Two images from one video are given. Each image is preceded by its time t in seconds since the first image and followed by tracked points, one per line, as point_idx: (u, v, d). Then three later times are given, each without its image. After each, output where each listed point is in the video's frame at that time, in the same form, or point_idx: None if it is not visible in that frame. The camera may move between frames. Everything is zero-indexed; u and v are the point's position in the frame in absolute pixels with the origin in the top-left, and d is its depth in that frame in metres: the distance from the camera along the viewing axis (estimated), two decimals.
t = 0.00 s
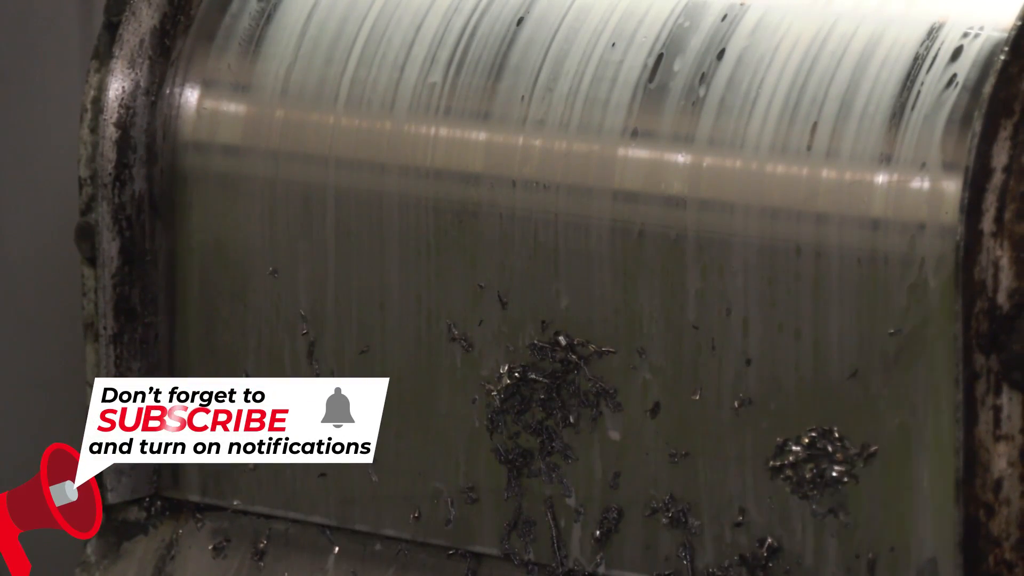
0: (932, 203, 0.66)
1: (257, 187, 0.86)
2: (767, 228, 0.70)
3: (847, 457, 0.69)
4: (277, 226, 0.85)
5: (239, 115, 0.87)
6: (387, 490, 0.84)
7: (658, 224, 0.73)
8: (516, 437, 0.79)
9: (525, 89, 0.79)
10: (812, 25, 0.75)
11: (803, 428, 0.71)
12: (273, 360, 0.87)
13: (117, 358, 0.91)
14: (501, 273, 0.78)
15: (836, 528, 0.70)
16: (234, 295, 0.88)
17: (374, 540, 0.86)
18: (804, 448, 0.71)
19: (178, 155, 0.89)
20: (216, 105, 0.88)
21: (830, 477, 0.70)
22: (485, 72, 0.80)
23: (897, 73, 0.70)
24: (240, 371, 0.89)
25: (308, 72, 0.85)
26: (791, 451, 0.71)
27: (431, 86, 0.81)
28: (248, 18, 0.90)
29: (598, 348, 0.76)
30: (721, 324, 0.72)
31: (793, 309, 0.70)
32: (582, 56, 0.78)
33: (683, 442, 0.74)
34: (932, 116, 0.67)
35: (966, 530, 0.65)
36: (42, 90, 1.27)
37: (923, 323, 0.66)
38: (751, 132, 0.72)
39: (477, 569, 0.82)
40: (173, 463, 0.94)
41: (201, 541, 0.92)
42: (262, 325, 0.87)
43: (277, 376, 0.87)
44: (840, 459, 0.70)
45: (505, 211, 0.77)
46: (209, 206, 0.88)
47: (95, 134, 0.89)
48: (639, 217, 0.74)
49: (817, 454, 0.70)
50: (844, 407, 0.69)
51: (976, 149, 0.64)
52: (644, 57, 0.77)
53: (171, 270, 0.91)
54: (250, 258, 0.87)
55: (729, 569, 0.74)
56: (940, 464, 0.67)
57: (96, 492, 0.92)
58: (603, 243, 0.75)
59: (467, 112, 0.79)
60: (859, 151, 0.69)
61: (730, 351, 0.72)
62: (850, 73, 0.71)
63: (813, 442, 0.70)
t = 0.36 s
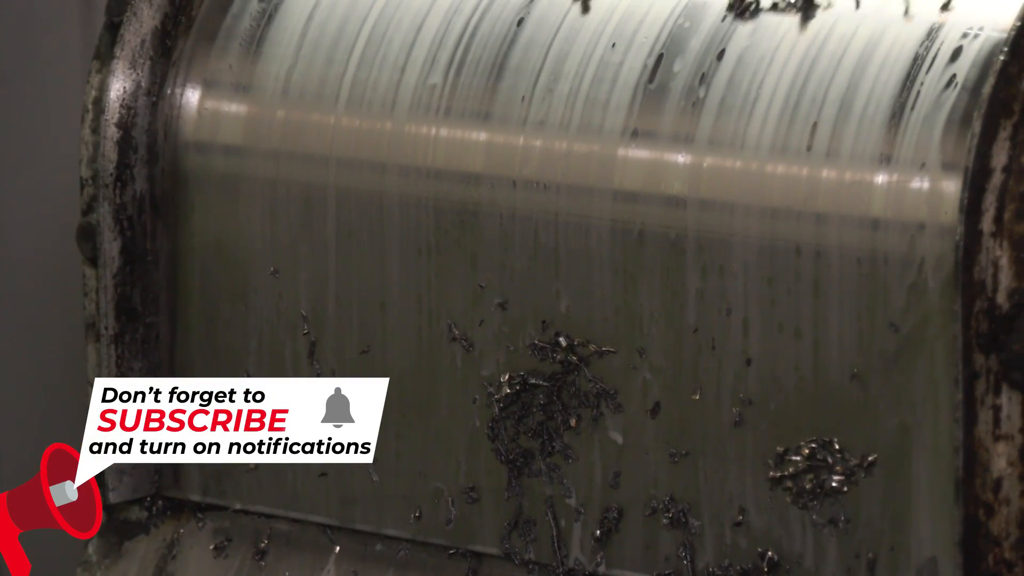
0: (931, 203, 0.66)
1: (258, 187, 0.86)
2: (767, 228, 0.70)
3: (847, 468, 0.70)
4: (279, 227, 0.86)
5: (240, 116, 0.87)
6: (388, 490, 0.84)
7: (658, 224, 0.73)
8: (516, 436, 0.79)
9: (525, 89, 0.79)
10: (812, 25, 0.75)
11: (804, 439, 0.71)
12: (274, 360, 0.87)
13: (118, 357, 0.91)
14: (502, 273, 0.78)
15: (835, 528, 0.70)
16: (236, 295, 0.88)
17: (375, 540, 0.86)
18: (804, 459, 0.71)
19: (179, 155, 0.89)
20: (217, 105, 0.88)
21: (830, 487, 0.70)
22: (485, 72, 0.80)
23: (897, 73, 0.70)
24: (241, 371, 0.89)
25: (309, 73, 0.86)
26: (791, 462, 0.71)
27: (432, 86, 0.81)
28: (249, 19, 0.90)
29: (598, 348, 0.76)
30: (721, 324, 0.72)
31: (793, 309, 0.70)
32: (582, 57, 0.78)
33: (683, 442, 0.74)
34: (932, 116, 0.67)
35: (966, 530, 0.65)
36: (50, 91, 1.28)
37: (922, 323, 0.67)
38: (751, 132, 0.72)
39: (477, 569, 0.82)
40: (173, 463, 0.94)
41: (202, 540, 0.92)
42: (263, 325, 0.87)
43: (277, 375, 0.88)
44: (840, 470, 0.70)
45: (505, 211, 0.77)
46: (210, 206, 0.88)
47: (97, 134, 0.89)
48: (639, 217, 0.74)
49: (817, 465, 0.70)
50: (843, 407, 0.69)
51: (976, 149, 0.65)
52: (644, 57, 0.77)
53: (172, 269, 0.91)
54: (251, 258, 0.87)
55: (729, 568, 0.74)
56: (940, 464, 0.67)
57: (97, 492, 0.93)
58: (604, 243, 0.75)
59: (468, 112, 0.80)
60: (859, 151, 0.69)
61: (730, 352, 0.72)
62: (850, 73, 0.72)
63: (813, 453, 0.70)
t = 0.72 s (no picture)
0: (930, 203, 0.66)
1: (258, 187, 0.86)
2: (766, 228, 0.71)
3: (846, 474, 0.70)
4: (279, 227, 0.86)
5: (240, 116, 0.87)
6: (388, 489, 0.84)
7: (657, 225, 0.73)
8: (516, 437, 0.80)
9: (524, 90, 0.79)
10: (810, 26, 0.75)
11: (803, 444, 0.71)
12: (275, 360, 0.88)
13: (118, 357, 0.91)
14: (502, 273, 0.78)
15: (835, 528, 0.70)
16: (236, 295, 0.89)
17: (375, 540, 0.86)
18: (804, 460, 0.71)
19: (179, 156, 0.89)
20: (217, 105, 0.88)
21: (830, 495, 0.70)
22: (485, 73, 0.80)
23: (895, 74, 0.70)
24: (242, 370, 0.89)
25: (309, 73, 0.86)
26: (791, 468, 0.71)
27: (432, 87, 0.82)
28: (249, 19, 0.90)
29: (598, 348, 0.76)
30: (720, 325, 0.73)
31: (793, 309, 0.70)
32: (581, 58, 0.79)
33: (683, 442, 0.74)
34: (931, 117, 0.68)
35: (966, 530, 0.65)
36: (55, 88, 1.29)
37: (922, 323, 0.67)
38: (750, 133, 0.72)
39: (477, 568, 0.82)
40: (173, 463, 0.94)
41: (203, 540, 0.92)
42: (263, 325, 0.88)
43: (277, 375, 0.88)
44: (839, 476, 0.70)
45: (505, 211, 0.78)
46: (210, 206, 0.89)
47: (97, 135, 0.89)
48: (639, 217, 0.74)
49: (816, 471, 0.71)
50: (843, 407, 0.69)
51: (975, 149, 0.64)
52: (644, 58, 0.77)
53: (172, 269, 0.92)
54: (251, 259, 0.87)
55: (728, 567, 0.74)
56: (939, 464, 0.67)
57: (96, 492, 0.94)
58: (603, 243, 0.75)
59: (467, 112, 0.80)
60: (858, 152, 0.69)
61: (730, 352, 0.72)
62: (848, 74, 0.72)
63: (813, 457, 0.71)
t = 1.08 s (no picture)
0: (929, 203, 0.66)
1: (259, 187, 0.86)
2: (766, 228, 0.71)
3: (845, 475, 0.70)
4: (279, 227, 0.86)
5: (240, 116, 0.87)
6: (388, 489, 0.84)
7: (657, 225, 0.74)
8: (516, 431, 0.80)
9: (525, 90, 0.79)
10: (809, 27, 0.75)
11: (803, 445, 0.71)
12: (275, 360, 0.88)
13: (119, 357, 0.92)
14: (501, 273, 0.78)
15: (833, 527, 0.71)
16: (237, 295, 0.89)
17: (376, 539, 0.86)
18: (804, 461, 0.71)
19: (179, 156, 0.90)
20: (218, 106, 0.88)
21: (830, 495, 0.71)
22: (485, 74, 0.81)
23: (895, 74, 0.71)
24: (243, 370, 0.89)
25: (310, 74, 0.86)
26: (791, 469, 0.71)
27: (432, 87, 0.82)
28: (250, 20, 0.90)
29: (598, 348, 0.77)
30: (720, 325, 0.73)
31: (792, 309, 0.71)
32: (581, 58, 0.79)
33: (683, 441, 0.74)
34: (930, 117, 0.68)
35: (964, 530, 0.65)
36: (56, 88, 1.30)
37: (920, 323, 0.67)
38: (750, 133, 0.72)
39: (477, 568, 0.82)
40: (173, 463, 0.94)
41: (203, 539, 0.92)
42: (263, 325, 0.88)
43: (278, 375, 0.88)
44: (839, 477, 0.70)
45: (505, 212, 0.78)
46: (211, 206, 0.89)
47: (98, 135, 0.89)
48: (638, 218, 0.74)
49: (816, 472, 0.71)
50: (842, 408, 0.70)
51: (974, 149, 0.64)
52: (643, 58, 0.77)
53: (172, 269, 0.92)
54: (251, 259, 0.88)
55: (728, 567, 0.74)
56: (938, 463, 0.67)
57: (96, 492, 0.93)
58: (603, 243, 0.75)
59: (468, 113, 0.80)
60: (858, 152, 0.69)
61: (729, 352, 0.73)
62: (848, 74, 0.72)
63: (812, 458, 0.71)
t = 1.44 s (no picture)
0: (929, 203, 0.66)
1: (259, 187, 0.86)
2: (765, 228, 0.71)
3: (844, 473, 0.70)
4: (280, 227, 0.86)
5: (241, 117, 0.87)
6: (388, 488, 0.85)
7: (657, 225, 0.74)
8: (516, 431, 0.80)
9: (525, 91, 0.79)
10: (809, 28, 0.75)
11: (803, 444, 0.71)
12: (275, 359, 0.88)
13: (120, 357, 0.92)
14: (501, 274, 0.78)
15: (832, 526, 0.71)
16: (238, 295, 0.89)
17: (376, 538, 0.86)
18: (803, 461, 0.71)
19: (180, 156, 0.90)
20: (218, 106, 0.89)
21: (830, 494, 0.71)
22: (485, 74, 0.81)
23: (894, 75, 0.71)
24: (244, 370, 0.90)
25: (310, 74, 0.86)
26: (791, 467, 0.72)
27: (432, 87, 0.82)
28: (251, 20, 0.90)
29: (598, 348, 0.77)
30: (719, 324, 0.73)
31: (791, 309, 0.71)
32: (581, 59, 0.79)
33: (683, 441, 0.75)
34: (929, 117, 0.68)
35: (963, 529, 0.65)
36: (57, 88, 1.30)
37: (920, 322, 0.67)
38: (749, 134, 0.72)
39: (477, 567, 0.82)
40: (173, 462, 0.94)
41: (204, 538, 0.93)
42: (264, 324, 0.88)
43: (278, 373, 0.88)
44: (837, 475, 0.70)
45: (505, 211, 0.78)
46: (211, 207, 0.89)
47: (99, 135, 0.89)
48: (638, 217, 0.74)
49: (816, 472, 0.71)
50: (840, 407, 0.70)
51: (973, 149, 0.64)
52: (643, 58, 0.77)
53: (173, 269, 0.92)
54: (252, 259, 0.88)
55: (727, 566, 0.74)
56: (937, 462, 0.67)
57: (96, 492, 0.93)
58: (603, 243, 0.75)
59: (468, 113, 0.80)
60: (857, 153, 0.69)
61: (729, 351, 0.73)
62: (847, 75, 0.72)
63: (812, 457, 0.71)
